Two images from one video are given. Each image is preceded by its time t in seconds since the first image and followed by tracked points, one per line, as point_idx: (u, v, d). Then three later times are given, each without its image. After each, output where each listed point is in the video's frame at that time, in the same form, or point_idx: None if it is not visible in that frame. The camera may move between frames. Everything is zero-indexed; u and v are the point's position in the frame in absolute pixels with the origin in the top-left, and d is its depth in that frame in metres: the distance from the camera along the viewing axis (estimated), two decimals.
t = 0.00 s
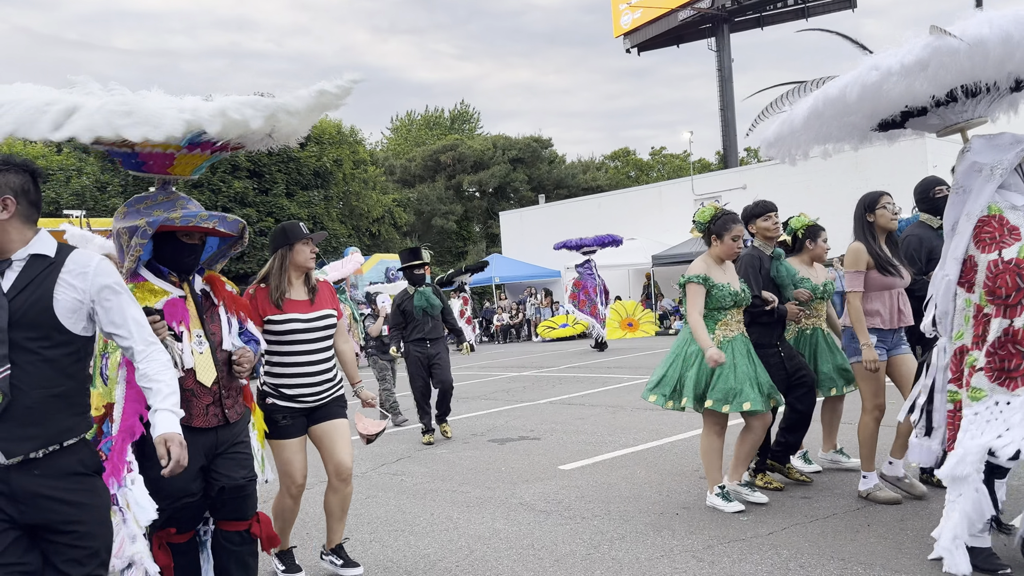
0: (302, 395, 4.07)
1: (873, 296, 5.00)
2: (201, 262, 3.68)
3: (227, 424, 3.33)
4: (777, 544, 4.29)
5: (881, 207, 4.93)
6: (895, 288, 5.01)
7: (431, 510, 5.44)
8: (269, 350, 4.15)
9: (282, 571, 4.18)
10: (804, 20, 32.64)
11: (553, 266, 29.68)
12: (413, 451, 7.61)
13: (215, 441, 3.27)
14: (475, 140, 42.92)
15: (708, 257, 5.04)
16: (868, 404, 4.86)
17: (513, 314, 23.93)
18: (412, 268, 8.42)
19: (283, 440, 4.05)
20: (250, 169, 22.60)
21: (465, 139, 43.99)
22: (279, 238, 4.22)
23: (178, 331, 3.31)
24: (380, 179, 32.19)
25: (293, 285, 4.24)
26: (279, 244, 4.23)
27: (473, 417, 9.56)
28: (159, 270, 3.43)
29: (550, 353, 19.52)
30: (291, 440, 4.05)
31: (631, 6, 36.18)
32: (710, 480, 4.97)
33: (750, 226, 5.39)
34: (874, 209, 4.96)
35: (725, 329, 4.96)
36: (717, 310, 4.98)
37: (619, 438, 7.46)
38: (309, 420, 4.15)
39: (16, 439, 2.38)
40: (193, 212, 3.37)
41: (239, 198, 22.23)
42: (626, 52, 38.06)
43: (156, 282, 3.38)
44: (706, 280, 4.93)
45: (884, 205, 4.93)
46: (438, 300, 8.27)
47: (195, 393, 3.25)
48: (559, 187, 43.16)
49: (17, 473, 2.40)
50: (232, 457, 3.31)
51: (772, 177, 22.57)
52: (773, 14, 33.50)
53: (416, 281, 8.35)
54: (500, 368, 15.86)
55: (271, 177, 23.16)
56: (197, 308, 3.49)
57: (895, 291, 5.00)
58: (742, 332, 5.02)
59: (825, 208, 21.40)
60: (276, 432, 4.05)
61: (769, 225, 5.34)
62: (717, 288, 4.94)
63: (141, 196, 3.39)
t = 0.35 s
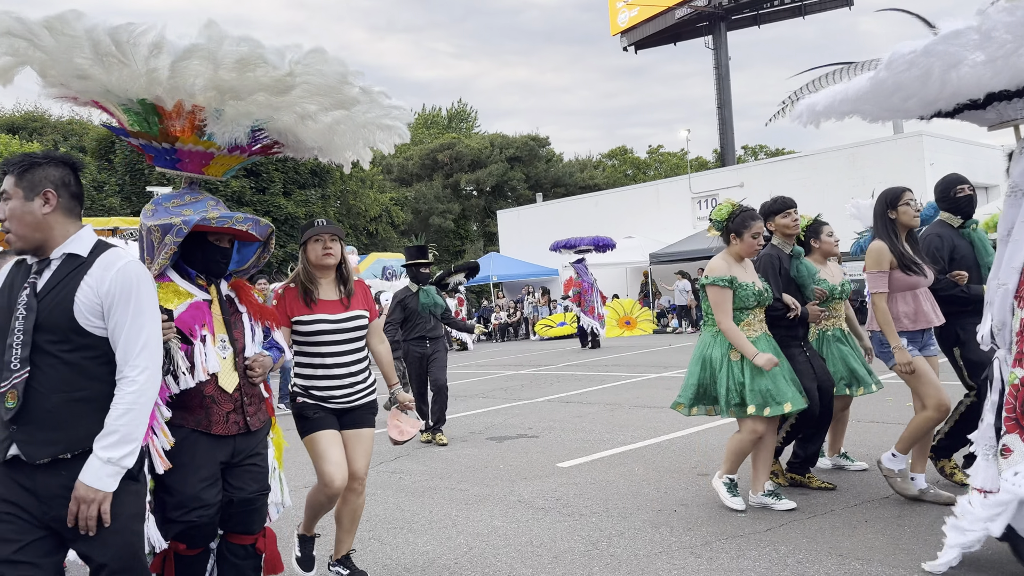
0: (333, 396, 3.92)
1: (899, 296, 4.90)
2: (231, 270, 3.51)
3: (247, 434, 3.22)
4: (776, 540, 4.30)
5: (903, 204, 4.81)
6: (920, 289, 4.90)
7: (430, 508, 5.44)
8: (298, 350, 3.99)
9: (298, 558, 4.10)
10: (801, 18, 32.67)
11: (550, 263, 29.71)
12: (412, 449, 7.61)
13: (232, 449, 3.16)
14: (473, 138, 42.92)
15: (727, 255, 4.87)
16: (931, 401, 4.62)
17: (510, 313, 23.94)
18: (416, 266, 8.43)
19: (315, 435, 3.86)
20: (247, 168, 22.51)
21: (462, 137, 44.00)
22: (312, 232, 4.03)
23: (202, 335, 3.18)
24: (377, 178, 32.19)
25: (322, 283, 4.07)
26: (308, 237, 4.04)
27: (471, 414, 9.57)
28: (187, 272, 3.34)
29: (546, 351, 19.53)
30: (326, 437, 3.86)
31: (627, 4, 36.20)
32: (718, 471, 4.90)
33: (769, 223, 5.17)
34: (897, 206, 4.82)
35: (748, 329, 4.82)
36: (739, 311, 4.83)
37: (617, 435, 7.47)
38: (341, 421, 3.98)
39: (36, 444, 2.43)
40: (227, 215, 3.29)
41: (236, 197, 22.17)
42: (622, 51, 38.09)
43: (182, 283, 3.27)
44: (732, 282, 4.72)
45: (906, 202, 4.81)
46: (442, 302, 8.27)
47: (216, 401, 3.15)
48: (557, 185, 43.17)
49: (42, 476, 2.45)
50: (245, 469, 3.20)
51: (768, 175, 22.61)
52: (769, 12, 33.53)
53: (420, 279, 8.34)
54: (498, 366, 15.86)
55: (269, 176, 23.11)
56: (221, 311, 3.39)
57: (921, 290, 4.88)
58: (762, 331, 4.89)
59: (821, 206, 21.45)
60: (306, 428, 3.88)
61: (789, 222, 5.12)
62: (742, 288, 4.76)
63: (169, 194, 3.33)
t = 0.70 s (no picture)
0: (354, 393, 3.83)
1: (928, 285, 4.59)
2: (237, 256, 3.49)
3: (254, 433, 3.19)
4: (774, 538, 4.31)
5: (930, 195, 4.57)
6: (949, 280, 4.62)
7: (429, 507, 5.44)
8: (319, 346, 3.87)
9: None
10: (799, 16, 32.66)
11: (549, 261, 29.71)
12: (411, 448, 7.61)
13: (240, 449, 3.13)
14: (471, 137, 42.90)
15: (738, 249, 4.79)
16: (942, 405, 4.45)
17: (510, 311, 23.94)
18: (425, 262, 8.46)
19: (337, 436, 3.78)
20: (245, 167, 22.42)
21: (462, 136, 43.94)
22: (321, 227, 3.90)
23: (211, 329, 3.15)
24: (376, 176, 32.15)
25: (339, 278, 3.94)
26: (320, 232, 3.91)
27: (471, 413, 9.56)
28: (195, 266, 3.30)
29: (546, 349, 19.53)
30: (346, 438, 3.79)
31: (626, 2, 36.11)
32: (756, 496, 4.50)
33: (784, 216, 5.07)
34: (922, 198, 4.59)
35: (760, 322, 4.68)
36: (749, 303, 4.68)
37: (616, 434, 7.46)
38: (361, 421, 3.89)
39: (35, 436, 2.51)
40: (213, 211, 3.20)
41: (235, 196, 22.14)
42: (621, 48, 38.02)
43: (192, 277, 3.26)
44: (738, 269, 4.65)
45: (933, 193, 4.57)
46: (450, 299, 8.29)
47: (224, 396, 3.11)
48: (556, 183, 43.17)
49: (49, 467, 2.52)
50: (251, 475, 3.16)
51: (767, 173, 22.60)
52: (769, 9, 33.44)
53: (429, 275, 8.37)
54: (497, 365, 15.86)
55: (267, 175, 23.07)
56: (231, 304, 3.36)
57: (953, 280, 4.61)
58: (776, 325, 4.73)
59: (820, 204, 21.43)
60: (324, 429, 3.78)
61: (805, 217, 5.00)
62: (751, 278, 4.63)
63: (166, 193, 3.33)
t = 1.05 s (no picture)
0: (383, 390, 3.71)
1: (956, 278, 4.48)
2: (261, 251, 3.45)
3: (285, 429, 3.08)
4: (775, 538, 4.30)
5: (956, 186, 4.53)
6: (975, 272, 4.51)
7: (429, 507, 5.44)
8: (348, 342, 3.80)
9: None
10: (799, 15, 32.69)
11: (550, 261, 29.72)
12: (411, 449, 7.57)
13: (264, 451, 3.02)
14: (471, 137, 42.90)
15: (745, 243, 4.62)
16: (952, 408, 4.35)
17: (510, 311, 23.94)
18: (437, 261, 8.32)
19: (360, 437, 3.68)
20: (246, 167, 22.41)
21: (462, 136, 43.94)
22: (336, 220, 3.82)
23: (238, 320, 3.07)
24: (376, 177, 32.16)
25: (367, 271, 3.87)
26: (339, 222, 3.85)
27: (471, 413, 9.57)
28: (220, 257, 3.22)
29: (545, 350, 19.52)
30: (371, 440, 3.69)
31: (626, 2, 36.10)
32: (756, 496, 4.47)
33: (797, 206, 4.90)
34: (949, 188, 4.53)
35: (768, 321, 4.54)
36: (757, 301, 4.55)
37: (617, 434, 7.46)
38: (388, 420, 3.78)
39: None
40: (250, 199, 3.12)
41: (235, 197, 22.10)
42: (621, 49, 38.01)
43: (216, 268, 3.17)
44: (743, 267, 4.51)
45: (959, 184, 4.53)
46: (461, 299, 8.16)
47: (253, 393, 3.02)
48: (556, 183, 43.20)
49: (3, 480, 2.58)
50: (278, 473, 3.04)
51: (768, 173, 22.58)
52: (768, 9, 33.45)
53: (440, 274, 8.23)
54: (498, 365, 15.85)
55: (267, 176, 23.07)
56: (258, 298, 3.31)
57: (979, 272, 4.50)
58: (787, 323, 4.58)
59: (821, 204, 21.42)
60: (354, 426, 3.68)
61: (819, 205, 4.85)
62: (757, 275, 4.50)
63: (194, 179, 3.21)
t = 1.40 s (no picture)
0: (406, 390, 3.67)
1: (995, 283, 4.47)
2: (303, 250, 3.37)
3: (319, 430, 3.06)
4: (778, 541, 4.29)
5: (994, 187, 4.52)
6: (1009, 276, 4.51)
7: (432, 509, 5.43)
8: (376, 342, 3.75)
9: None
10: (802, 16, 32.69)
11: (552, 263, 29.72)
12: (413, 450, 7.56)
13: (307, 447, 3.00)
14: (474, 138, 42.91)
15: (770, 247, 4.53)
16: (977, 412, 4.32)
17: (512, 313, 23.94)
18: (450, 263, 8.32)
19: (385, 435, 3.63)
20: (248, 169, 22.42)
21: (464, 137, 43.98)
22: (361, 218, 3.77)
23: (281, 320, 3.02)
24: (379, 179, 32.20)
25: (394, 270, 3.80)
26: (365, 220, 3.79)
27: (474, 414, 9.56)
28: (262, 255, 3.15)
29: (547, 351, 19.52)
30: (395, 438, 3.63)
31: (629, 4, 36.14)
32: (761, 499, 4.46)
33: (824, 205, 4.91)
34: (987, 189, 4.52)
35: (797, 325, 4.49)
36: (784, 307, 4.50)
37: (619, 435, 7.46)
38: (412, 419, 3.72)
39: None
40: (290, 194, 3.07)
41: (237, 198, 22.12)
42: (623, 50, 38.02)
43: (259, 266, 3.09)
44: (776, 279, 4.41)
45: (997, 185, 4.52)
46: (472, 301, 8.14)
47: (293, 393, 2.99)
48: (558, 185, 43.21)
49: None
50: (315, 473, 3.03)
51: (770, 174, 22.56)
52: (770, 10, 33.44)
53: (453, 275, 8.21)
54: (500, 367, 15.85)
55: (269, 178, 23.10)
56: (298, 298, 3.23)
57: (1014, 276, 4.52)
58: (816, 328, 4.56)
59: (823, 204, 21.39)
60: (376, 427, 3.63)
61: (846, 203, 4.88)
62: (790, 284, 4.43)
63: (235, 175, 3.20)
